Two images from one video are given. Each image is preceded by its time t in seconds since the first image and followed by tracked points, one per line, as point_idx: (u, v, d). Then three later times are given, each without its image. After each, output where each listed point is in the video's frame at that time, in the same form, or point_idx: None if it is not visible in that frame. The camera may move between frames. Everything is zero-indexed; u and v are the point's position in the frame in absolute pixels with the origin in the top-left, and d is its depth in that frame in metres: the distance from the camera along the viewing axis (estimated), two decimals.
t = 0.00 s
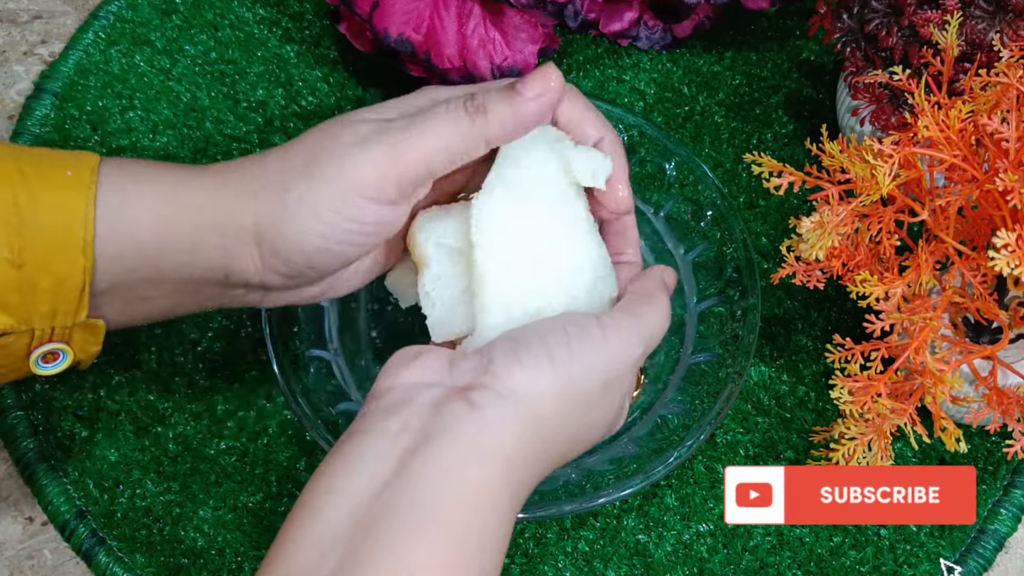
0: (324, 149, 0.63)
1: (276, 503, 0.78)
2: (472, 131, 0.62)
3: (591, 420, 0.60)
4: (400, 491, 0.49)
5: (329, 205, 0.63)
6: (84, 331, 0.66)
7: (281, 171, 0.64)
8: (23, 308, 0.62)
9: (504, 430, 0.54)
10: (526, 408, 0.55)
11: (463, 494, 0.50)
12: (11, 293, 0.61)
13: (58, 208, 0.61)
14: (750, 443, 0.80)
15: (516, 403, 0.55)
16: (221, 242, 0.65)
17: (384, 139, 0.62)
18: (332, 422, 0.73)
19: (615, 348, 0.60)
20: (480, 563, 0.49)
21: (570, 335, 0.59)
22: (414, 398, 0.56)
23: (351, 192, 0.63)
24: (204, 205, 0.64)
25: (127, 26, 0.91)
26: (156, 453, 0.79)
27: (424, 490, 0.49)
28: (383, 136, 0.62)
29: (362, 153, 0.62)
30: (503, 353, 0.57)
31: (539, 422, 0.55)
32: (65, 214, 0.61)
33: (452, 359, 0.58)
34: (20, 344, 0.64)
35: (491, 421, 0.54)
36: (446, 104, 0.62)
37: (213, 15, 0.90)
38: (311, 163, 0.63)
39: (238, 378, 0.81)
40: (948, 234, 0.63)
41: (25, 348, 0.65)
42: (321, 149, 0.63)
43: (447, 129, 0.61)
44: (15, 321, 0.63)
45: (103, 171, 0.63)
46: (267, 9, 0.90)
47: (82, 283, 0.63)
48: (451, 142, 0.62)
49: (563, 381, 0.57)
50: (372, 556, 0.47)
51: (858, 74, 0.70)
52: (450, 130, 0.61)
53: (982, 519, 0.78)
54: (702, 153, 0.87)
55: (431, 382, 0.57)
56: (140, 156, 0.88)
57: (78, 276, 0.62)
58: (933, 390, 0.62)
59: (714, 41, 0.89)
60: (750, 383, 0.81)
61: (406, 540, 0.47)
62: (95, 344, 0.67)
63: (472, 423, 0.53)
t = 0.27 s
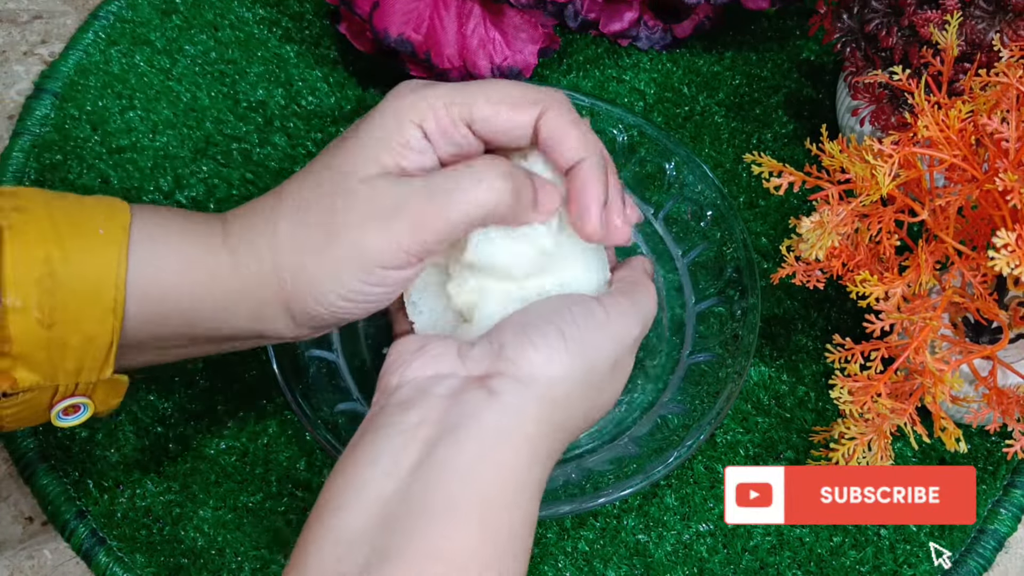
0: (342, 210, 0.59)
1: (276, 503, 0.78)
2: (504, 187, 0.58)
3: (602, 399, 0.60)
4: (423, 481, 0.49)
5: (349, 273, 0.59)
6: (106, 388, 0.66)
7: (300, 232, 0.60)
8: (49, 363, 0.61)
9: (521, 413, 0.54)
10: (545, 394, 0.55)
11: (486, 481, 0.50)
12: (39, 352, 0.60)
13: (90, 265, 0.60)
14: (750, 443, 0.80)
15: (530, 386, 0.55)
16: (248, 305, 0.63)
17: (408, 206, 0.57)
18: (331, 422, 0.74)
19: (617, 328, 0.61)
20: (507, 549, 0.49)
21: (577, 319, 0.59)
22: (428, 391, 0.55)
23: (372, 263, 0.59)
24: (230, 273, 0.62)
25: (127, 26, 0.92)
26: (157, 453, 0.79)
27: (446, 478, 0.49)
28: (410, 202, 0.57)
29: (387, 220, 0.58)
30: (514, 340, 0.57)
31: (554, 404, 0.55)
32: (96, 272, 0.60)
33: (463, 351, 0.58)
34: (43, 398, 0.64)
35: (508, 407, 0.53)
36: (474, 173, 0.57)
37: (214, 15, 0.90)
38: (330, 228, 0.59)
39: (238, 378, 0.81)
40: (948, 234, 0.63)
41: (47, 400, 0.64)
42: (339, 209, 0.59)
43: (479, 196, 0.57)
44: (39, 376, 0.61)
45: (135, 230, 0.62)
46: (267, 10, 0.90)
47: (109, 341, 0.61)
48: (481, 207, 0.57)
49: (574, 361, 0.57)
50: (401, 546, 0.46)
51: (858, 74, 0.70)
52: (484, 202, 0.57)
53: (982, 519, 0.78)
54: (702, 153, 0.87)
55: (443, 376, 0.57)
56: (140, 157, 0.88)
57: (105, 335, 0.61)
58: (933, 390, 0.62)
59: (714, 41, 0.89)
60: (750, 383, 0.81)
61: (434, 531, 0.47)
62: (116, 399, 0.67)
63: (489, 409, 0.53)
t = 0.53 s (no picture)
0: (366, 202, 0.60)
1: (276, 503, 0.78)
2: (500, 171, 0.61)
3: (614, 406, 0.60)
4: (442, 488, 0.49)
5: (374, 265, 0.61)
6: (108, 380, 0.65)
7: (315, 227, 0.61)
8: (53, 356, 0.61)
9: (538, 419, 0.53)
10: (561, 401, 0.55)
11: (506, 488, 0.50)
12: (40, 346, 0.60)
13: (91, 258, 0.60)
14: (750, 443, 0.80)
15: (546, 391, 0.55)
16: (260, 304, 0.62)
17: (436, 199, 0.60)
18: (331, 421, 0.73)
19: (627, 336, 0.61)
20: (528, 558, 0.49)
21: (589, 325, 0.60)
22: (443, 398, 0.55)
23: (402, 253, 0.61)
24: (236, 271, 0.61)
25: (127, 26, 0.92)
26: (156, 453, 0.79)
27: (466, 487, 0.49)
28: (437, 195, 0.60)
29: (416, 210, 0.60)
30: (527, 344, 0.57)
31: (570, 410, 0.55)
32: (97, 267, 0.60)
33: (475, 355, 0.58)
34: (46, 391, 0.63)
35: (524, 412, 0.53)
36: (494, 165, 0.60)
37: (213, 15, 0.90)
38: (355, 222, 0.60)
39: (238, 377, 0.81)
40: (948, 234, 0.63)
41: (50, 392, 0.63)
42: (362, 201, 0.60)
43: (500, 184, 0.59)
44: (43, 370, 0.61)
45: (135, 225, 0.61)
46: (268, 9, 0.90)
47: (113, 334, 0.61)
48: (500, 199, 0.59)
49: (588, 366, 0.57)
50: (425, 556, 0.46)
51: (858, 74, 0.70)
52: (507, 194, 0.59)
53: (982, 519, 0.78)
54: (702, 153, 0.87)
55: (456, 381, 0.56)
56: (140, 156, 0.88)
57: (109, 328, 0.61)
58: (933, 390, 0.62)
59: (714, 41, 0.89)
60: (750, 382, 0.81)
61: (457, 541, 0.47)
62: (118, 388, 0.66)
63: (506, 415, 0.53)
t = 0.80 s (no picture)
0: (325, 144, 0.62)
1: (276, 503, 0.78)
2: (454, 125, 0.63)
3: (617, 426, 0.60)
4: (454, 490, 0.48)
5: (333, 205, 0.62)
6: (87, 340, 0.64)
7: (280, 172, 0.63)
8: (31, 316, 0.60)
9: (552, 429, 0.53)
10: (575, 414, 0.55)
11: (516, 498, 0.49)
12: (18, 301, 0.59)
13: (69, 214, 0.61)
14: (750, 443, 0.80)
15: (560, 401, 0.54)
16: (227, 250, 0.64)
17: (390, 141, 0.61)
18: (332, 422, 0.73)
19: (637, 354, 0.60)
20: (534, 569, 0.48)
21: (603, 338, 0.59)
22: (454, 396, 0.54)
23: (354, 188, 0.61)
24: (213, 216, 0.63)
25: (127, 26, 0.92)
26: (156, 453, 0.79)
27: (476, 492, 0.48)
28: (392, 140, 0.61)
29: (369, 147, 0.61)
30: (544, 352, 0.56)
31: (581, 423, 0.55)
32: (76, 222, 0.60)
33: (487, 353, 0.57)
34: (28, 353, 0.62)
35: (538, 420, 0.53)
36: (450, 116, 0.62)
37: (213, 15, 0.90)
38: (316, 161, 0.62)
39: (238, 378, 0.81)
40: (948, 234, 0.63)
41: (32, 355, 0.62)
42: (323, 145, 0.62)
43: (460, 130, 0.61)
44: (22, 329, 0.60)
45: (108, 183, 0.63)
46: (268, 10, 0.90)
47: (91, 290, 0.61)
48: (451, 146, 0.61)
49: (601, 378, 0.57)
50: (428, 561, 0.46)
51: (858, 74, 0.70)
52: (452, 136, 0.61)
53: (982, 519, 0.78)
54: (702, 153, 0.87)
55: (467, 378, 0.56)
56: (140, 157, 0.88)
57: (87, 284, 0.61)
58: (933, 390, 0.62)
59: (714, 41, 0.89)
60: (750, 383, 0.81)
61: (464, 548, 0.46)
62: (100, 351, 0.65)
63: (520, 422, 0.52)
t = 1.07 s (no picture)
0: (333, 189, 0.60)
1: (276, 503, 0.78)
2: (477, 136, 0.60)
3: (578, 410, 0.59)
4: (381, 485, 0.50)
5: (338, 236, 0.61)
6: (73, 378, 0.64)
7: (289, 200, 0.61)
8: (13, 354, 0.61)
9: (485, 418, 0.53)
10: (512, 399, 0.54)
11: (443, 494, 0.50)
12: None
13: (47, 250, 0.60)
14: (750, 443, 0.80)
15: (496, 390, 0.54)
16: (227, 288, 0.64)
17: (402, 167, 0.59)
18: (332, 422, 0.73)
19: (596, 338, 0.58)
20: (463, 559, 0.49)
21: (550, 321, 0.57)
22: (397, 389, 0.57)
23: (370, 216, 0.60)
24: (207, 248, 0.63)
25: (127, 26, 0.92)
26: (156, 453, 0.79)
27: (401, 487, 0.50)
28: (401, 166, 0.59)
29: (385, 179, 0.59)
30: (481, 340, 0.56)
31: (519, 411, 0.55)
32: (53, 261, 0.60)
33: (433, 343, 0.59)
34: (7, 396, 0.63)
35: (470, 411, 0.53)
36: (470, 139, 0.59)
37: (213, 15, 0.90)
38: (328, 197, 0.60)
39: (238, 378, 0.81)
40: (948, 234, 0.63)
41: (12, 395, 0.63)
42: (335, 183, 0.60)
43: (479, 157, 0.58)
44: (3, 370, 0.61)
45: (94, 215, 0.62)
46: (268, 10, 0.90)
47: (70, 331, 0.61)
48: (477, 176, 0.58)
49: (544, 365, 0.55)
50: (350, 557, 0.48)
51: (858, 74, 0.70)
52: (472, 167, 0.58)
53: (982, 519, 0.78)
54: (702, 153, 0.87)
55: (412, 368, 0.58)
56: (140, 157, 0.88)
57: (67, 323, 0.61)
58: (933, 390, 0.62)
59: (714, 41, 0.89)
60: (750, 383, 0.81)
61: (386, 546, 0.48)
62: (84, 392, 0.66)
63: (452, 414, 0.53)
